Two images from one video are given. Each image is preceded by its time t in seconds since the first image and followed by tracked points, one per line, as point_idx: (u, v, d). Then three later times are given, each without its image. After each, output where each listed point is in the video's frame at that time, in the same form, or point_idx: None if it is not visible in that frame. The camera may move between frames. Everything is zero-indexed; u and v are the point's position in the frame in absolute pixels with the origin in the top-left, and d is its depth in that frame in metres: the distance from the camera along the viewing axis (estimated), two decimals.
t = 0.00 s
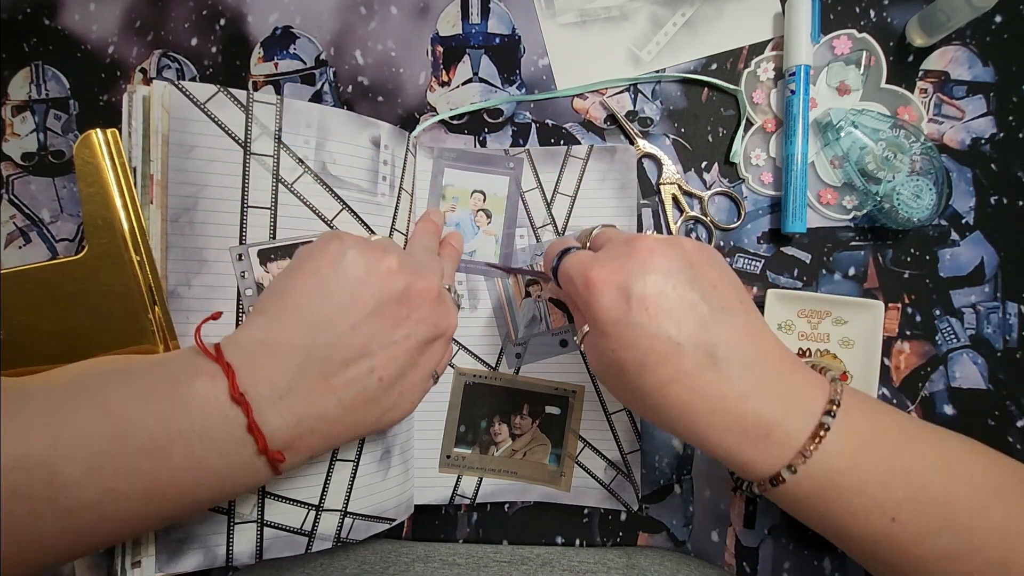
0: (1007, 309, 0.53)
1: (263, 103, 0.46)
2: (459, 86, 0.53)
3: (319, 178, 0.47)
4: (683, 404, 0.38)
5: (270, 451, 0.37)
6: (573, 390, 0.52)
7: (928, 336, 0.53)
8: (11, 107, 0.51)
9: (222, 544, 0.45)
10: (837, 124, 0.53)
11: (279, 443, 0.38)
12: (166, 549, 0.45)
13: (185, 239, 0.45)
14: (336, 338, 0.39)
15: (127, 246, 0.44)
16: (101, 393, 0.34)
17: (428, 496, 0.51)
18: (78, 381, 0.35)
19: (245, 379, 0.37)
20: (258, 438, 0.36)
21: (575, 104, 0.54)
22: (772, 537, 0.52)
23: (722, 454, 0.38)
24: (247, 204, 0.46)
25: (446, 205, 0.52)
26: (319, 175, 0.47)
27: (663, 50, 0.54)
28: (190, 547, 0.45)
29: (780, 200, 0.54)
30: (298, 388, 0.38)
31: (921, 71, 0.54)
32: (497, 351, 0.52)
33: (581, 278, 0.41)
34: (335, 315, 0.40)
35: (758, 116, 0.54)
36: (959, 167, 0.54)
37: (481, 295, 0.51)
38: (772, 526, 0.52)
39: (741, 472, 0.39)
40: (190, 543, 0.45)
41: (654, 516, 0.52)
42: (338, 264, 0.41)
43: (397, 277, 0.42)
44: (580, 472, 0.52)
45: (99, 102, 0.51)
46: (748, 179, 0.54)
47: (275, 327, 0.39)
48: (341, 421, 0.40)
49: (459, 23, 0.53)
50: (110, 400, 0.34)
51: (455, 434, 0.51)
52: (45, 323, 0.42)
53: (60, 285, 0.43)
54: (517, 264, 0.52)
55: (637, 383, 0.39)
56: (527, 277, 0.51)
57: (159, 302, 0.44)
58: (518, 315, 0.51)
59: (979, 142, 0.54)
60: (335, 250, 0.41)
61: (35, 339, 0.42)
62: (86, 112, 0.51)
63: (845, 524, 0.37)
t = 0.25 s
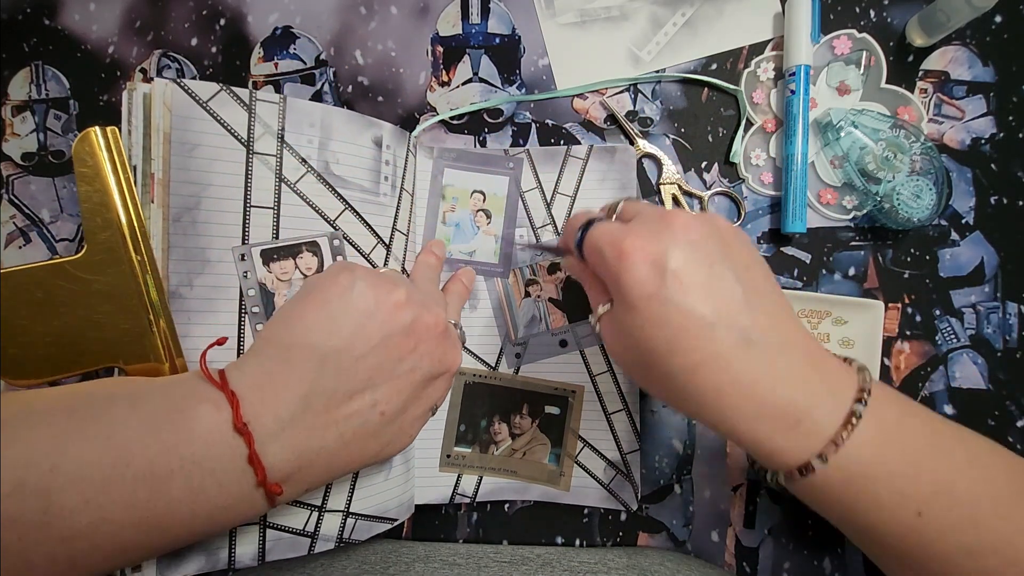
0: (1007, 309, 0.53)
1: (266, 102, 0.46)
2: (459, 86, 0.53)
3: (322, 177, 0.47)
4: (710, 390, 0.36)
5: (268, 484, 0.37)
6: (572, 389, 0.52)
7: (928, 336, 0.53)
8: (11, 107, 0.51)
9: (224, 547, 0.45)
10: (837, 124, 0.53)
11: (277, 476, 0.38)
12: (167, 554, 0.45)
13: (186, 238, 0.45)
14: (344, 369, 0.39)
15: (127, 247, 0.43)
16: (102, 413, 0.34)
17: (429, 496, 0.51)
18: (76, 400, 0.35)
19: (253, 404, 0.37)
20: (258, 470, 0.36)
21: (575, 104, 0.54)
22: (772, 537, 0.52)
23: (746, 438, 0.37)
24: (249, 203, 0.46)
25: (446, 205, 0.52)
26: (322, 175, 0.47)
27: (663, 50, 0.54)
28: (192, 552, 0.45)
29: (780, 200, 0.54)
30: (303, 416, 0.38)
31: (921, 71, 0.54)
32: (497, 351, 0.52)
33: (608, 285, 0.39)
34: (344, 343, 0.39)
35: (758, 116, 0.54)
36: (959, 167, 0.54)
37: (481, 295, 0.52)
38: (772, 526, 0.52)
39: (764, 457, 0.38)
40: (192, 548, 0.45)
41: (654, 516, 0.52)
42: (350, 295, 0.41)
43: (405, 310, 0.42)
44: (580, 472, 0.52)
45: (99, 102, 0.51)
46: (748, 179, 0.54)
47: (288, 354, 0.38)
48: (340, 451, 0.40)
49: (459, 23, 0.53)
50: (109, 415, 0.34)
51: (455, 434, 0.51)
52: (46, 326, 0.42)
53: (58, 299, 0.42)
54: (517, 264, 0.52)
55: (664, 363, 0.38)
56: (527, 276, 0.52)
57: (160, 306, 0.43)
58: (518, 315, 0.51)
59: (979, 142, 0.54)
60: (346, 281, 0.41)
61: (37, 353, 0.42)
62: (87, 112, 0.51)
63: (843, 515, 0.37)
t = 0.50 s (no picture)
0: (1007, 309, 0.53)
1: (266, 102, 0.46)
2: (459, 86, 0.53)
3: (322, 177, 0.47)
4: (704, 395, 0.36)
5: (255, 484, 0.37)
6: (572, 389, 0.52)
7: (928, 336, 0.53)
8: (11, 107, 0.51)
9: (224, 548, 0.45)
10: (837, 124, 0.53)
11: (265, 477, 0.37)
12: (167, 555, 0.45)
13: (185, 238, 0.45)
14: (334, 369, 0.39)
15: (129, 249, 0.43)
16: (101, 413, 0.34)
17: (429, 495, 0.51)
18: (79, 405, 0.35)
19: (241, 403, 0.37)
20: (244, 470, 0.36)
21: (575, 104, 0.54)
22: (772, 537, 0.52)
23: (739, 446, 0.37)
24: (249, 203, 0.46)
25: (446, 205, 0.52)
26: (322, 175, 0.47)
27: (663, 50, 0.54)
28: (192, 553, 0.45)
29: (780, 200, 0.53)
30: (291, 415, 0.38)
31: (921, 71, 0.54)
32: (498, 351, 0.52)
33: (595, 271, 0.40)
34: (334, 345, 0.39)
35: (758, 116, 0.54)
36: (959, 167, 0.54)
37: (481, 295, 0.52)
38: (772, 526, 0.52)
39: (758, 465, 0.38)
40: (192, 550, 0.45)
41: (654, 516, 0.52)
42: (339, 294, 0.40)
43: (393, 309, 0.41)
44: (580, 472, 0.52)
45: (99, 102, 0.51)
46: (748, 179, 0.54)
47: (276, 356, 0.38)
48: (331, 454, 0.40)
49: (459, 23, 0.53)
50: (109, 416, 0.34)
51: (455, 433, 0.51)
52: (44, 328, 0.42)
53: (56, 300, 0.42)
54: (517, 264, 0.52)
55: (654, 377, 0.38)
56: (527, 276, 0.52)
57: (160, 305, 0.43)
58: (518, 314, 0.52)
59: (979, 142, 0.54)
60: (333, 278, 0.41)
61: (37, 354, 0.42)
62: (87, 112, 0.51)
63: (839, 511, 0.38)
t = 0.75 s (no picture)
0: (1007, 309, 0.53)
1: (276, 98, 0.45)
2: (459, 86, 0.53)
3: (332, 176, 0.46)
4: (702, 410, 0.35)
5: None
6: (572, 389, 0.52)
7: (928, 336, 0.53)
8: (11, 107, 0.51)
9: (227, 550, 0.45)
10: (837, 124, 0.53)
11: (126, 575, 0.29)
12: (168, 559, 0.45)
13: (192, 237, 0.43)
14: (166, 438, 0.28)
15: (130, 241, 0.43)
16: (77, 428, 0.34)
17: (430, 495, 0.51)
18: (84, 413, 0.36)
19: (88, 434, 0.28)
20: None
21: (575, 103, 0.54)
22: (772, 537, 0.52)
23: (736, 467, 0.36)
24: (259, 202, 0.45)
25: (446, 205, 0.52)
26: (331, 173, 0.47)
27: (663, 50, 0.54)
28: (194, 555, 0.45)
29: (781, 200, 0.53)
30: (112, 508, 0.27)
31: (921, 71, 0.54)
32: (497, 350, 0.52)
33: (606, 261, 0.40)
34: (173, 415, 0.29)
35: (758, 116, 0.54)
36: (959, 167, 0.54)
37: (481, 296, 0.52)
38: (772, 526, 0.52)
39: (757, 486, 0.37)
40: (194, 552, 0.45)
41: (654, 516, 0.52)
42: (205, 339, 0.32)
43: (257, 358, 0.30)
44: (580, 472, 0.52)
45: (99, 102, 0.51)
46: (748, 179, 0.54)
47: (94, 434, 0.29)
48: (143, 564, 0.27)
49: (459, 23, 0.53)
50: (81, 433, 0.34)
51: (456, 433, 0.51)
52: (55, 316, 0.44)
53: (69, 291, 0.44)
54: (517, 264, 0.52)
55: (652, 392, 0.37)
56: (527, 276, 0.52)
57: (162, 300, 0.43)
58: (518, 314, 0.52)
59: (979, 142, 0.54)
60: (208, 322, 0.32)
61: (38, 347, 0.44)
62: (87, 112, 0.51)
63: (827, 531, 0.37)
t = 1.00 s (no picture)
0: (1007, 309, 0.53)
1: (274, 98, 0.45)
2: (459, 86, 0.53)
3: (330, 176, 0.46)
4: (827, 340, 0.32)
5: None
6: (572, 389, 0.52)
7: (928, 336, 0.53)
8: (11, 106, 0.51)
9: (230, 553, 0.45)
10: (837, 124, 0.53)
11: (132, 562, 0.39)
12: (171, 563, 0.44)
13: (192, 238, 0.43)
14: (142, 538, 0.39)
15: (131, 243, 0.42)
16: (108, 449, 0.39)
17: (432, 495, 0.51)
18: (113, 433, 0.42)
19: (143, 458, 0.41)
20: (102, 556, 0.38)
21: (575, 104, 0.54)
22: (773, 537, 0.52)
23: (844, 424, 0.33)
24: (257, 202, 0.44)
25: (446, 205, 0.52)
26: (330, 173, 0.46)
27: (663, 50, 0.54)
28: (197, 557, 0.44)
29: (780, 200, 0.53)
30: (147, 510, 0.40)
31: (921, 71, 0.54)
32: (497, 350, 0.52)
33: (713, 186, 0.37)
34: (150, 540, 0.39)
35: (758, 116, 0.54)
36: (959, 167, 0.54)
37: (481, 295, 0.52)
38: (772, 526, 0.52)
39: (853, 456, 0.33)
40: (198, 554, 0.44)
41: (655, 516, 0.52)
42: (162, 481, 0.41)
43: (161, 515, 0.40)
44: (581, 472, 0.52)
45: (99, 102, 0.51)
46: (748, 179, 0.54)
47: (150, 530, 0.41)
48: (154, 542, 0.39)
49: (459, 23, 0.53)
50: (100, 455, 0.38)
51: (455, 433, 0.51)
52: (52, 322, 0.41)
53: (69, 296, 0.41)
54: (517, 264, 0.52)
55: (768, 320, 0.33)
56: (527, 277, 0.52)
57: (160, 302, 0.42)
58: (519, 314, 0.52)
59: (979, 142, 0.54)
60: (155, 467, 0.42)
61: (41, 347, 0.41)
62: (87, 112, 0.51)
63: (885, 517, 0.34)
